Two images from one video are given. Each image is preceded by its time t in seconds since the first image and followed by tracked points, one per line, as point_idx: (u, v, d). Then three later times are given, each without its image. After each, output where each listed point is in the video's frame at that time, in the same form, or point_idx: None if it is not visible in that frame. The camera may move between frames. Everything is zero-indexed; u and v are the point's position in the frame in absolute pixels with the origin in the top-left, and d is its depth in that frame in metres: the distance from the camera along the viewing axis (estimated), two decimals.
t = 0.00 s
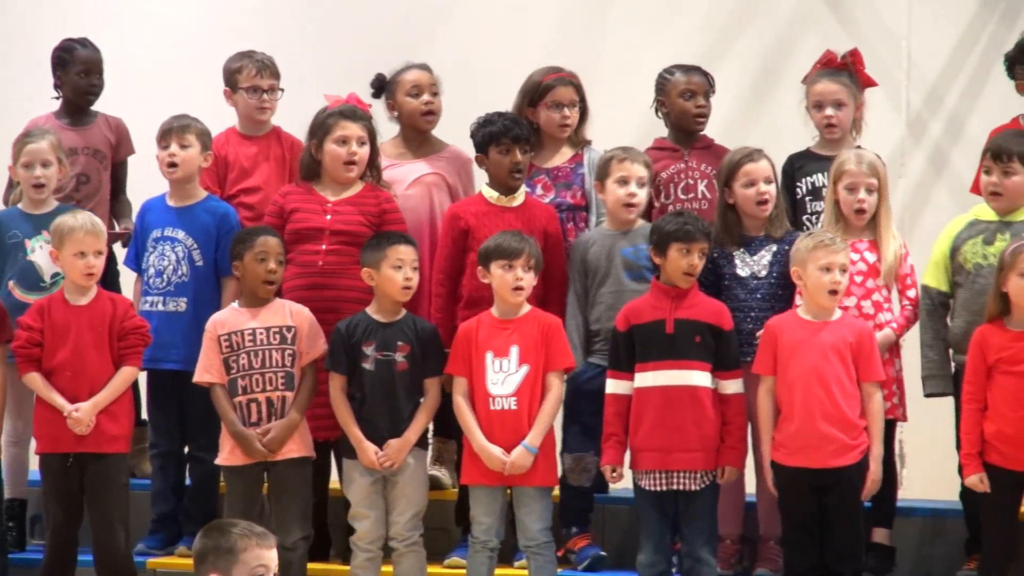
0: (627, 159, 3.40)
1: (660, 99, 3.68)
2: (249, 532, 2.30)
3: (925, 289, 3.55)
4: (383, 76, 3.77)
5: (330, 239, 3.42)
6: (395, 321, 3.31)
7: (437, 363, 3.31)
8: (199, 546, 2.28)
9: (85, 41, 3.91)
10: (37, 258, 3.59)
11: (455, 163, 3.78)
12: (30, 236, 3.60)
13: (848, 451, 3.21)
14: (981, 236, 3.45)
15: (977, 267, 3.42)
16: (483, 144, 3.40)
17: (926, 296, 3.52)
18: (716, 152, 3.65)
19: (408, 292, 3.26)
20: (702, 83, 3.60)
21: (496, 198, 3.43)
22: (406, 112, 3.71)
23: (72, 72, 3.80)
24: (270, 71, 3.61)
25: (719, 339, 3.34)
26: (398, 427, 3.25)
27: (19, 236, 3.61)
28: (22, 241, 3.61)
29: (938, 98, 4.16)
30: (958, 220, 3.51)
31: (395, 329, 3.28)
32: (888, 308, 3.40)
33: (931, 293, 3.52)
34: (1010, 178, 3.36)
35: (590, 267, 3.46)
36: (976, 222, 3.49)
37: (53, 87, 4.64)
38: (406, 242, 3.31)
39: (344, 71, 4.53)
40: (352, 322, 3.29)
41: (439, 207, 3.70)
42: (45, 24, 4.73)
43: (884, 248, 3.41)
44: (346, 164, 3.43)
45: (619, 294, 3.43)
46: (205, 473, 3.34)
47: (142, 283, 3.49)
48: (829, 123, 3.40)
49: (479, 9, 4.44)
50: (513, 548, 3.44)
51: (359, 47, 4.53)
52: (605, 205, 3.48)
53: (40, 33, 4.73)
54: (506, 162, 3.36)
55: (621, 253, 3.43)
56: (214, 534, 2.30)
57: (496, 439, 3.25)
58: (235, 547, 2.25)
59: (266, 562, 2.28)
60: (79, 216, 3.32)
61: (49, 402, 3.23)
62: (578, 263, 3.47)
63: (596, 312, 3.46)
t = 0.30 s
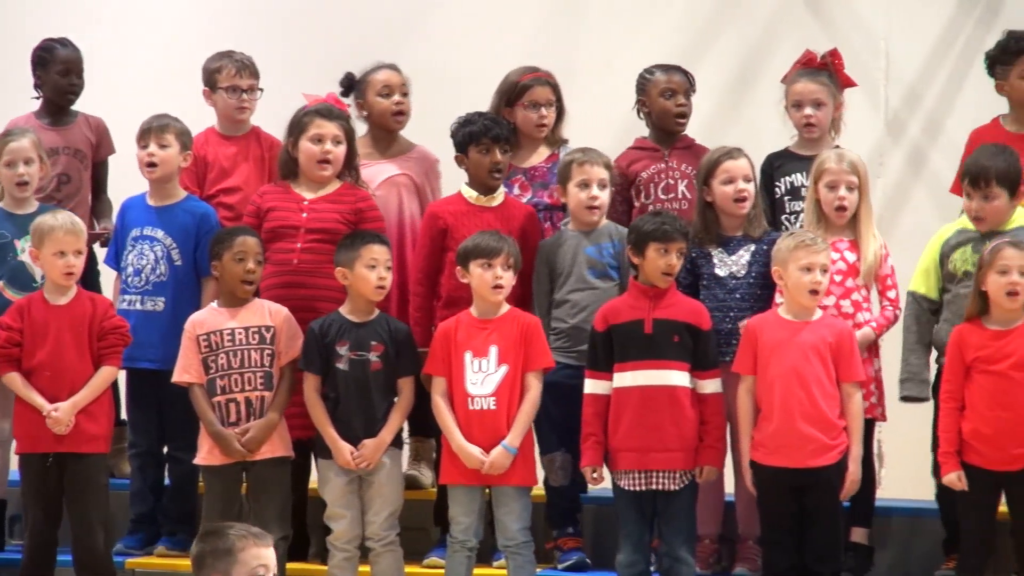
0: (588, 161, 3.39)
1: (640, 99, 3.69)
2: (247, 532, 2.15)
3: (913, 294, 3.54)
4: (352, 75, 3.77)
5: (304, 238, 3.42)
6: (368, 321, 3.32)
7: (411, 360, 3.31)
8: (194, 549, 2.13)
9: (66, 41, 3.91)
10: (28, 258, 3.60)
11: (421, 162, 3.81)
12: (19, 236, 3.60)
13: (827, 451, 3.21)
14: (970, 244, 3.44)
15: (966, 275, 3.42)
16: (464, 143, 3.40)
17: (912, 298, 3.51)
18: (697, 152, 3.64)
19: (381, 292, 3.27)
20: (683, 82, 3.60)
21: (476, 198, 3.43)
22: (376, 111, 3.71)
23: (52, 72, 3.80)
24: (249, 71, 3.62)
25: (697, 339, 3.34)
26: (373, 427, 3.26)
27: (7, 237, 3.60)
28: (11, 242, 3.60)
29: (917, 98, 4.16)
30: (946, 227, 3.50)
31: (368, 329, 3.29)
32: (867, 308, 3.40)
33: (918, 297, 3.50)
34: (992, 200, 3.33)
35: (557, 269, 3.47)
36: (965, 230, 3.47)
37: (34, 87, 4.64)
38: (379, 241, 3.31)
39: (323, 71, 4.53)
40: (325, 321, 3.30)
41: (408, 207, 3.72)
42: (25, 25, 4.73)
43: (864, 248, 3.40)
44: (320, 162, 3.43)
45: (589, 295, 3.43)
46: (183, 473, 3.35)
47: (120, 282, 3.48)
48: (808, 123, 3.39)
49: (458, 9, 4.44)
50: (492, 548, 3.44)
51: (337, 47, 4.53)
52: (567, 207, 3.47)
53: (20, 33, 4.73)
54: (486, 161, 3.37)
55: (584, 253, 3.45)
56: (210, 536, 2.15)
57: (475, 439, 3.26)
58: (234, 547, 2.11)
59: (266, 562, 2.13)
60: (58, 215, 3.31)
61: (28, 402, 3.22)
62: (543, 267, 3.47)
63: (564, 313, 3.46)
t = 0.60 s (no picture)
0: (583, 160, 3.39)
1: (624, 99, 3.68)
2: (284, 548, 1.93)
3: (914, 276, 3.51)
4: (323, 76, 3.75)
5: (282, 235, 3.44)
6: (345, 321, 3.32)
7: (386, 361, 3.32)
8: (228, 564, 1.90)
9: (46, 41, 3.91)
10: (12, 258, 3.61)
11: (397, 162, 3.81)
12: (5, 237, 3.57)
13: (806, 451, 3.21)
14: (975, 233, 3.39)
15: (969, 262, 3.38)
16: (441, 143, 3.40)
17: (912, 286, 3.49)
18: (679, 152, 3.63)
19: (356, 291, 3.27)
20: (665, 81, 3.60)
21: (454, 198, 3.43)
22: (351, 112, 3.72)
23: (32, 72, 3.80)
24: (226, 71, 3.63)
25: (677, 339, 3.34)
26: (350, 426, 3.26)
27: None
28: None
29: (896, 97, 4.16)
30: (953, 216, 3.45)
31: (345, 329, 3.29)
32: (847, 309, 3.38)
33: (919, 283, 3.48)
34: (1003, 186, 3.28)
35: (551, 269, 3.46)
36: (972, 218, 3.42)
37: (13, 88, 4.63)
38: (353, 240, 3.32)
39: (301, 71, 4.53)
40: (301, 322, 3.30)
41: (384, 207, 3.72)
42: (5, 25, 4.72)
43: (849, 250, 3.39)
44: (296, 161, 3.43)
45: (578, 296, 3.43)
46: (163, 473, 3.34)
47: (99, 281, 3.48)
48: (787, 123, 3.38)
49: (436, 9, 4.43)
50: (471, 547, 3.44)
51: (314, 47, 4.52)
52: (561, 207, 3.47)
53: None
54: (462, 162, 3.37)
55: (577, 253, 3.44)
56: (246, 550, 1.93)
57: (453, 440, 3.25)
58: (270, 563, 1.88)
59: None
60: (36, 216, 3.30)
61: (7, 402, 3.21)
62: (537, 266, 3.47)
63: (554, 313, 3.46)
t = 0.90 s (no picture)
0: (592, 158, 3.43)
1: (603, 98, 3.67)
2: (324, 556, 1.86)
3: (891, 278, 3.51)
4: (304, 75, 3.76)
5: (259, 235, 3.46)
6: (326, 322, 3.32)
7: (368, 362, 3.33)
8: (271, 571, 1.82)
9: (24, 40, 3.90)
10: None
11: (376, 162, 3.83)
12: None
13: (785, 450, 3.21)
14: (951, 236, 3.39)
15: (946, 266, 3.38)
16: (419, 144, 3.40)
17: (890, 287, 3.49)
18: (659, 152, 3.65)
19: (337, 290, 3.27)
20: (646, 81, 3.58)
21: (433, 197, 3.43)
22: (330, 111, 3.72)
23: (10, 72, 3.79)
24: (203, 71, 3.62)
25: (657, 339, 3.35)
26: (332, 427, 3.26)
27: None
28: None
29: (875, 95, 4.17)
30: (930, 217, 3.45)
31: (326, 329, 3.29)
32: (829, 308, 3.37)
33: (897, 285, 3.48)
34: (976, 196, 3.28)
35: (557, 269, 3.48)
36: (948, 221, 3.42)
37: None
38: (333, 240, 3.32)
39: (280, 71, 4.53)
40: (283, 321, 3.30)
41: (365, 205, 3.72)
42: None
43: (834, 249, 3.36)
44: (273, 161, 3.47)
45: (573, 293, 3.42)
46: (143, 472, 3.35)
47: (79, 280, 3.49)
48: (766, 122, 3.38)
49: (415, 8, 4.43)
50: (450, 547, 3.45)
51: (292, 47, 4.52)
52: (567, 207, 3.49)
53: None
54: (439, 160, 3.37)
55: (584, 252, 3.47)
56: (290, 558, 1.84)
57: (432, 439, 3.25)
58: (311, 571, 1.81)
59: None
60: (14, 215, 3.28)
61: None
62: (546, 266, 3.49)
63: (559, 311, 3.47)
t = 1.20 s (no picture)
0: (567, 162, 3.41)
1: (579, 98, 3.67)
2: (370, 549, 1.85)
3: (837, 289, 3.47)
4: (287, 72, 3.76)
5: (239, 235, 3.47)
6: (311, 322, 3.31)
7: (353, 361, 3.32)
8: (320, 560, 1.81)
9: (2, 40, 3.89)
10: None
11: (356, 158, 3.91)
12: None
13: (764, 450, 3.20)
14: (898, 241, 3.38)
15: (894, 272, 3.37)
16: (397, 143, 3.41)
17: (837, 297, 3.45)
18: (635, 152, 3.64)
19: (322, 291, 3.25)
20: (621, 81, 3.58)
21: (411, 197, 3.43)
22: (310, 116, 3.75)
23: None
24: (180, 68, 3.62)
25: (637, 338, 3.34)
26: (315, 427, 3.26)
27: None
28: None
29: (854, 95, 4.16)
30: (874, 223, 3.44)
31: (311, 329, 3.28)
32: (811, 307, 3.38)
33: (845, 295, 3.44)
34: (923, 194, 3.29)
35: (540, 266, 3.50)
36: (892, 226, 3.42)
37: None
38: (319, 241, 3.31)
39: (259, 71, 4.52)
40: (269, 321, 3.28)
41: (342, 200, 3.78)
42: None
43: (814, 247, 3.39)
44: (250, 158, 3.48)
45: (553, 291, 3.44)
46: (121, 472, 3.36)
47: (58, 281, 3.49)
48: (744, 121, 3.37)
49: (394, 8, 4.43)
50: (429, 547, 3.45)
51: (272, 46, 4.52)
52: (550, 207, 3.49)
53: None
54: (417, 160, 3.38)
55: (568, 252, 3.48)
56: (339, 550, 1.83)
57: (412, 439, 3.25)
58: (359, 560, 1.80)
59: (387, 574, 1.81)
60: None
61: None
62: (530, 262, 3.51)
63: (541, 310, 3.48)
